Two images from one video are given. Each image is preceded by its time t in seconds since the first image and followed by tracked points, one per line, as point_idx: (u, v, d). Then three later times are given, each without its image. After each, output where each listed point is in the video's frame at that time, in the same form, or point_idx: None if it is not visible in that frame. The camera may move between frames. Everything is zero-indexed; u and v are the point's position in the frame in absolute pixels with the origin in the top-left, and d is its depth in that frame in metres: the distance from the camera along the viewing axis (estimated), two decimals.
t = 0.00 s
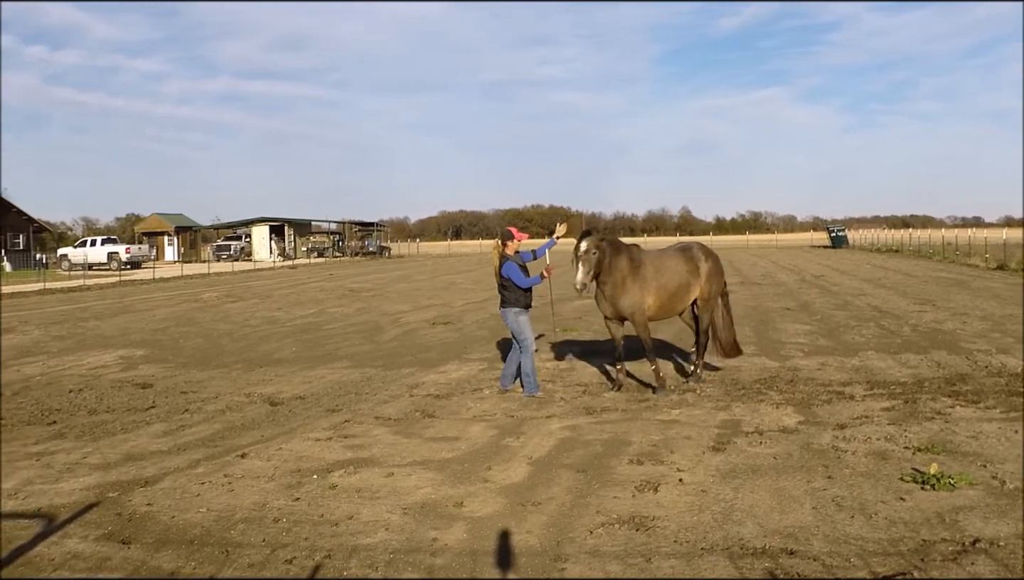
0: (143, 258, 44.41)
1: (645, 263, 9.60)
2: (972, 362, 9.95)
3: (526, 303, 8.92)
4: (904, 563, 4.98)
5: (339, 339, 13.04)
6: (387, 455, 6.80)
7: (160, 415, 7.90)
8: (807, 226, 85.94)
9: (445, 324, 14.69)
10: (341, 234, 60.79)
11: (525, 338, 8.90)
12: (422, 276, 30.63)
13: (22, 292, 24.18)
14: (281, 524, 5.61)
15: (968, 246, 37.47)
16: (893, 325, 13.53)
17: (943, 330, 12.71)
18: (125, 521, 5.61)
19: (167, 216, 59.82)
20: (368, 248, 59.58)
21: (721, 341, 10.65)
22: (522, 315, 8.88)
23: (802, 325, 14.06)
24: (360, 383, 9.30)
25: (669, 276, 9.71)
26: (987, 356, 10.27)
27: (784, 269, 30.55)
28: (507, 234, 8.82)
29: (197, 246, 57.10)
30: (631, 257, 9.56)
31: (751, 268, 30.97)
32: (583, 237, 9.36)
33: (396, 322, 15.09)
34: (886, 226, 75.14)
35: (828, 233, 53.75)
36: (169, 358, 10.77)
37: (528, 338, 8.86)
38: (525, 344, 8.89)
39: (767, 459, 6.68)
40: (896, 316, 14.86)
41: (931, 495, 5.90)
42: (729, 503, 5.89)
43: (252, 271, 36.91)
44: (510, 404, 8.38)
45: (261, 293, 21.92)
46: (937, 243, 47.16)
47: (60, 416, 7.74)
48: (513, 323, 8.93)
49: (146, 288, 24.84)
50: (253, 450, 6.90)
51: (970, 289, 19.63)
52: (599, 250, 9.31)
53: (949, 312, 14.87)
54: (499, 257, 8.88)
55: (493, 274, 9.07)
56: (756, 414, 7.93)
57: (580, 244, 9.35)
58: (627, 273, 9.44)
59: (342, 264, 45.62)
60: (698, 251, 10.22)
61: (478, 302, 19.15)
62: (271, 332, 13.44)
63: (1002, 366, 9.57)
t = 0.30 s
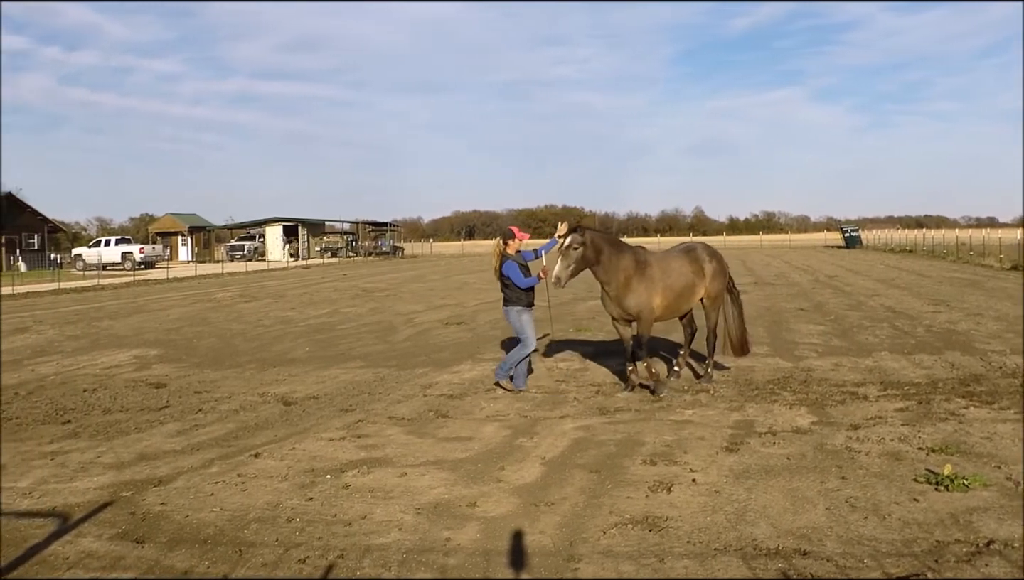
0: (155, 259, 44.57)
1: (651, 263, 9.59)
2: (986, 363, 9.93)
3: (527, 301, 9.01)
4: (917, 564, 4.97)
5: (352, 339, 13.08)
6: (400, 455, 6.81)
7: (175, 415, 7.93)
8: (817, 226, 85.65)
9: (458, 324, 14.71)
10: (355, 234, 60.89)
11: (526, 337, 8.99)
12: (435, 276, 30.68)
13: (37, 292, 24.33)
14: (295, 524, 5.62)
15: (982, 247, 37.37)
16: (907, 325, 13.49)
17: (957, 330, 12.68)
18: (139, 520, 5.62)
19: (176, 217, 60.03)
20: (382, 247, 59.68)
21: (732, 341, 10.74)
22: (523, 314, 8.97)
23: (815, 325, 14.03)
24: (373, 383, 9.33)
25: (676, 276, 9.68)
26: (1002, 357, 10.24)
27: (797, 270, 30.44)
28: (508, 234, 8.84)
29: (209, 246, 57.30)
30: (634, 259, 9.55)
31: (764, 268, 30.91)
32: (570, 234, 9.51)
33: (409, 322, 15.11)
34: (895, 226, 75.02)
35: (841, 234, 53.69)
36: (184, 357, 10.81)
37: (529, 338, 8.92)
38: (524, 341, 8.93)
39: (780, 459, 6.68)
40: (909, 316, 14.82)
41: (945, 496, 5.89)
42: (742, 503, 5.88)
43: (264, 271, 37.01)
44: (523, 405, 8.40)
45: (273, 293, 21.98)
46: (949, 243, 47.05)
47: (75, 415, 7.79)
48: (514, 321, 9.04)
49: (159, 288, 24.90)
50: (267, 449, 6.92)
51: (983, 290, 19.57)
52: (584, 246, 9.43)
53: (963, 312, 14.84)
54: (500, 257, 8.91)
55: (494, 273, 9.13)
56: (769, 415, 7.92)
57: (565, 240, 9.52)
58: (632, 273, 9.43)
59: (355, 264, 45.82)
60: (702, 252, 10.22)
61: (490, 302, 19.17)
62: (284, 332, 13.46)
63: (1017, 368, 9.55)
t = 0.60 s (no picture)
0: (168, 258, 44.73)
1: (661, 260, 9.59)
2: (999, 363, 9.92)
3: (520, 306, 9.02)
4: (929, 565, 4.96)
5: (363, 339, 13.12)
6: (412, 455, 6.82)
7: (186, 414, 7.95)
8: (826, 226, 85.42)
9: (469, 324, 14.74)
10: (366, 234, 61.01)
11: (506, 342, 9.04)
12: (447, 276, 30.76)
13: (51, 293, 24.41)
14: (306, 523, 5.62)
15: (994, 247, 37.28)
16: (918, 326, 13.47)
17: (969, 331, 12.67)
18: (150, 520, 5.63)
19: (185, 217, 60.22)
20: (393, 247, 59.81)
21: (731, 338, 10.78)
22: (513, 319, 9.00)
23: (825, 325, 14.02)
24: (384, 383, 9.36)
25: (685, 274, 9.69)
26: (1015, 358, 10.22)
27: (809, 270, 30.48)
28: (506, 236, 8.84)
29: (219, 246, 57.53)
30: (644, 256, 9.55)
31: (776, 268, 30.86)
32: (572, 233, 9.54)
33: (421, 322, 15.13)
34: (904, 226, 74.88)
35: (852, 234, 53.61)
36: (196, 357, 10.84)
37: (508, 345, 8.96)
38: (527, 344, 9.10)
39: (791, 460, 6.68)
40: (920, 316, 14.78)
41: (957, 497, 5.88)
42: (754, 504, 5.88)
43: (274, 271, 37.12)
44: (533, 405, 8.42)
45: (284, 293, 22.04)
46: (960, 242, 46.93)
47: (87, 415, 7.82)
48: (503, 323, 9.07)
49: (171, 288, 24.95)
50: (278, 449, 6.93)
51: (996, 290, 19.52)
52: (587, 244, 9.47)
53: (976, 313, 14.80)
54: (499, 259, 8.90)
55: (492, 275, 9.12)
56: (781, 415, 7.92)
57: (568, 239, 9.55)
58: (642, 270, 9.43)
59: (367, 264, 46.05)
60: (710, 251, 10.24)
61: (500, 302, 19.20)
62: (296, 332, 13.47)
63: None
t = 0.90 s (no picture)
0: (178, 259, 44.87)
1: (667, 260, 9.58)
2: (1009, 364, 9.90)
3: (521, 304, 9.00)
4: (939, 566, 4.95)
5: (373, 338, 13.15)
6: (421, 454, 6.83)
7: (196, 414, 7.96)
8: (834, 226, 85.28)
9: (478, 324, 14.77)
10: (377, 234, 61.07)
11: (508, 341, 9.03)
12: (457, 276, 30.83)
13: (62, 292, 24.50)
14: (316, 523, 5.63)
15: (1005, 247, 37.24)
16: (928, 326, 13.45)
17: (980, 332, 12.65)
18: (160, 519, 5.64)
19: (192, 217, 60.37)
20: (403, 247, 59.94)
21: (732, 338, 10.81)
22: (514, 318, 8.99)
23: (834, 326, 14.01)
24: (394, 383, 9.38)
25: (691, 274, 9.68)
26: None
27: (820, 270, 30.45)
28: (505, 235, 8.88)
29: (228, 246, 57.72)
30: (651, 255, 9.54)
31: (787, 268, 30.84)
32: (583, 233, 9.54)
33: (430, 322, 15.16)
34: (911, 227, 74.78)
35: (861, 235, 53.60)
36: (206, 357, 10.88)
37: (510, 344, 8.96)
38: (528, 342, 9.19)
39: (801, 460, 6.68)
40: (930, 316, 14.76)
41: (967, 498, 5.87)
42: (763, 504, 5.87)
43: (283, 270, 37.20)
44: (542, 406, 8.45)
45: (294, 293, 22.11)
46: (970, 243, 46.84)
47: (98, 415, 7.85)
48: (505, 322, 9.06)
49: (181, 288, 24.99)
50: (288, 449, 6.93)
51: (1008, 290, 19.48)
52: (597, 245, 9.47)
53: (987, 314, 14.76)
54: (499, 259, 8.92)
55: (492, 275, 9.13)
56: (790, 416, 7.91)
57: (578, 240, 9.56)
58: (648, 269, 9.42)
59: (377, 264, 46.25)
60: (714, 251, 10.24)
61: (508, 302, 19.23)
62: (306, 332, 13.49)
63: None
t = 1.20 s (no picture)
0: (186, 259, 44.98)
1: (668, 265, 9.59)
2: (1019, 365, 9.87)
3: (529, 303, 8.99)
4: (949, 567, 4.94)
5: (382, 339, 13.18)
6: (431, 454, 6.84)
7: (207, 414, 7.98)
8: (841, 226, 85.18)
9: (487, 324, 14.79)
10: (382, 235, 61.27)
11: (519, 340, 9.06)
12: (466, 276, 30.88)
13: (72, 292, 24.57)
14: (325, 523, 5.63)
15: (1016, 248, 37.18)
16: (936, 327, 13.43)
17: (989, 332, 12.62)
18: (169, 519, 5.65)
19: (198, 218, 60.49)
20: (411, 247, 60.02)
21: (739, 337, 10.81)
22: (523, 317, 9.01)
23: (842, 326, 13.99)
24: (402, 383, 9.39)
25: (693, 278, 9.69)
26: None
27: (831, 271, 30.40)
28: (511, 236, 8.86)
29: (235, 246, 57.86)
30: (652, 260, 9.54)
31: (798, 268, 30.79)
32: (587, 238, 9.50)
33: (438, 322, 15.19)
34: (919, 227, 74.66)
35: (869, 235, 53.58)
36: (215, 357, 10.91)
37: (521, 344, 8.99)
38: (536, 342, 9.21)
39: (810, 460, 6.67)
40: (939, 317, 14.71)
41: (977, 499, 5.86)
42: (772, 505, 5.87)
43: (291, 271, 37.28)
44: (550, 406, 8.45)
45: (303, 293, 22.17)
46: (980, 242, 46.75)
47: (109, 415, 7.87)
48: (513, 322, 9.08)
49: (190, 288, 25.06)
50: (297, 449, 6.94)
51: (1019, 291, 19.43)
52: (601, 251, 9.44)
53: (997, 314, 14.71)
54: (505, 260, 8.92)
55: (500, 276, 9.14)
56: (800, 416, 7.90)
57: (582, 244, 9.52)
58: (649, 275, 9.43)
59: (386, 264, 46.35)
60: (716, 253, 10.24)
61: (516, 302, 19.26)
62: (315, 332, 13.51)
63: None
